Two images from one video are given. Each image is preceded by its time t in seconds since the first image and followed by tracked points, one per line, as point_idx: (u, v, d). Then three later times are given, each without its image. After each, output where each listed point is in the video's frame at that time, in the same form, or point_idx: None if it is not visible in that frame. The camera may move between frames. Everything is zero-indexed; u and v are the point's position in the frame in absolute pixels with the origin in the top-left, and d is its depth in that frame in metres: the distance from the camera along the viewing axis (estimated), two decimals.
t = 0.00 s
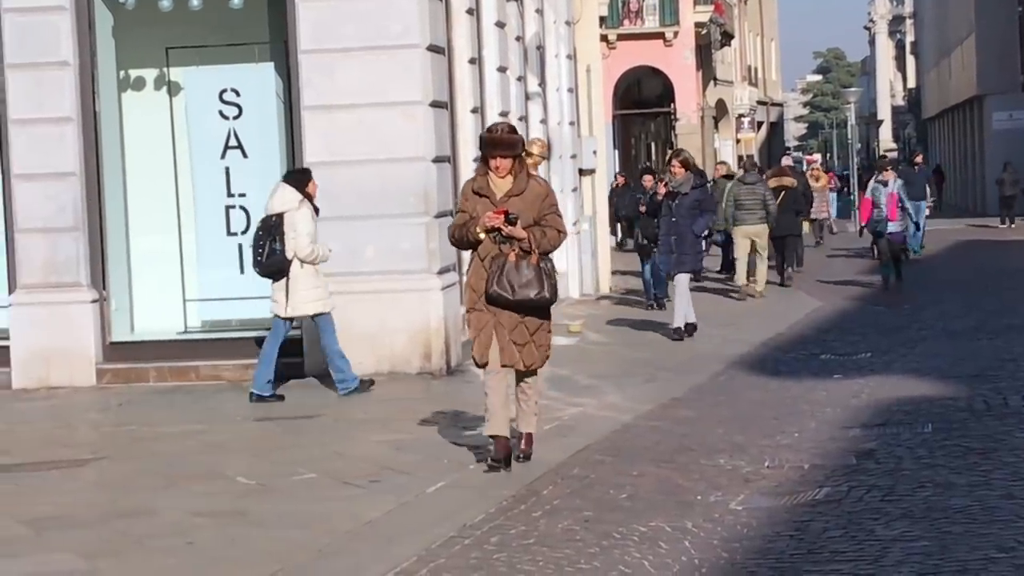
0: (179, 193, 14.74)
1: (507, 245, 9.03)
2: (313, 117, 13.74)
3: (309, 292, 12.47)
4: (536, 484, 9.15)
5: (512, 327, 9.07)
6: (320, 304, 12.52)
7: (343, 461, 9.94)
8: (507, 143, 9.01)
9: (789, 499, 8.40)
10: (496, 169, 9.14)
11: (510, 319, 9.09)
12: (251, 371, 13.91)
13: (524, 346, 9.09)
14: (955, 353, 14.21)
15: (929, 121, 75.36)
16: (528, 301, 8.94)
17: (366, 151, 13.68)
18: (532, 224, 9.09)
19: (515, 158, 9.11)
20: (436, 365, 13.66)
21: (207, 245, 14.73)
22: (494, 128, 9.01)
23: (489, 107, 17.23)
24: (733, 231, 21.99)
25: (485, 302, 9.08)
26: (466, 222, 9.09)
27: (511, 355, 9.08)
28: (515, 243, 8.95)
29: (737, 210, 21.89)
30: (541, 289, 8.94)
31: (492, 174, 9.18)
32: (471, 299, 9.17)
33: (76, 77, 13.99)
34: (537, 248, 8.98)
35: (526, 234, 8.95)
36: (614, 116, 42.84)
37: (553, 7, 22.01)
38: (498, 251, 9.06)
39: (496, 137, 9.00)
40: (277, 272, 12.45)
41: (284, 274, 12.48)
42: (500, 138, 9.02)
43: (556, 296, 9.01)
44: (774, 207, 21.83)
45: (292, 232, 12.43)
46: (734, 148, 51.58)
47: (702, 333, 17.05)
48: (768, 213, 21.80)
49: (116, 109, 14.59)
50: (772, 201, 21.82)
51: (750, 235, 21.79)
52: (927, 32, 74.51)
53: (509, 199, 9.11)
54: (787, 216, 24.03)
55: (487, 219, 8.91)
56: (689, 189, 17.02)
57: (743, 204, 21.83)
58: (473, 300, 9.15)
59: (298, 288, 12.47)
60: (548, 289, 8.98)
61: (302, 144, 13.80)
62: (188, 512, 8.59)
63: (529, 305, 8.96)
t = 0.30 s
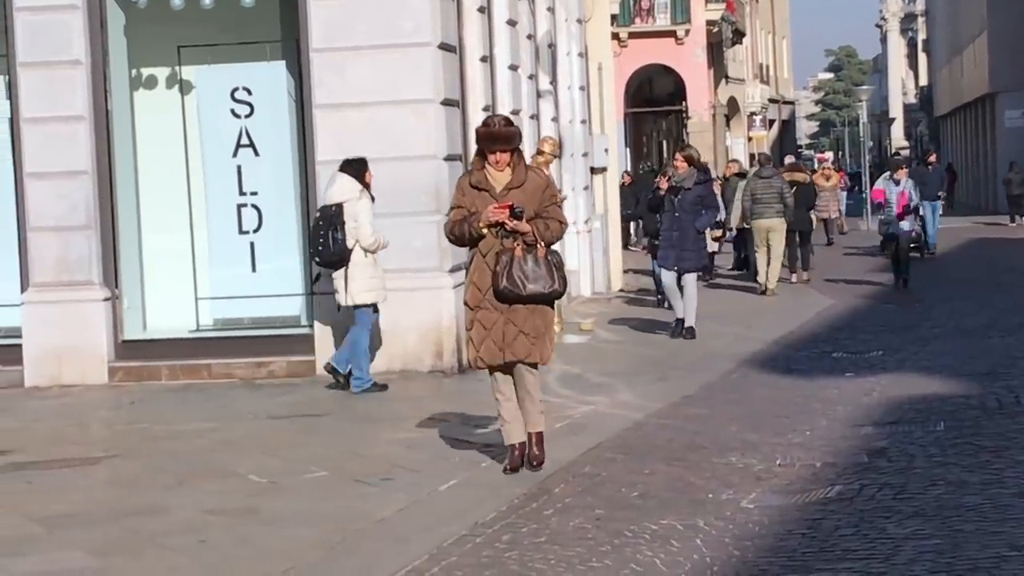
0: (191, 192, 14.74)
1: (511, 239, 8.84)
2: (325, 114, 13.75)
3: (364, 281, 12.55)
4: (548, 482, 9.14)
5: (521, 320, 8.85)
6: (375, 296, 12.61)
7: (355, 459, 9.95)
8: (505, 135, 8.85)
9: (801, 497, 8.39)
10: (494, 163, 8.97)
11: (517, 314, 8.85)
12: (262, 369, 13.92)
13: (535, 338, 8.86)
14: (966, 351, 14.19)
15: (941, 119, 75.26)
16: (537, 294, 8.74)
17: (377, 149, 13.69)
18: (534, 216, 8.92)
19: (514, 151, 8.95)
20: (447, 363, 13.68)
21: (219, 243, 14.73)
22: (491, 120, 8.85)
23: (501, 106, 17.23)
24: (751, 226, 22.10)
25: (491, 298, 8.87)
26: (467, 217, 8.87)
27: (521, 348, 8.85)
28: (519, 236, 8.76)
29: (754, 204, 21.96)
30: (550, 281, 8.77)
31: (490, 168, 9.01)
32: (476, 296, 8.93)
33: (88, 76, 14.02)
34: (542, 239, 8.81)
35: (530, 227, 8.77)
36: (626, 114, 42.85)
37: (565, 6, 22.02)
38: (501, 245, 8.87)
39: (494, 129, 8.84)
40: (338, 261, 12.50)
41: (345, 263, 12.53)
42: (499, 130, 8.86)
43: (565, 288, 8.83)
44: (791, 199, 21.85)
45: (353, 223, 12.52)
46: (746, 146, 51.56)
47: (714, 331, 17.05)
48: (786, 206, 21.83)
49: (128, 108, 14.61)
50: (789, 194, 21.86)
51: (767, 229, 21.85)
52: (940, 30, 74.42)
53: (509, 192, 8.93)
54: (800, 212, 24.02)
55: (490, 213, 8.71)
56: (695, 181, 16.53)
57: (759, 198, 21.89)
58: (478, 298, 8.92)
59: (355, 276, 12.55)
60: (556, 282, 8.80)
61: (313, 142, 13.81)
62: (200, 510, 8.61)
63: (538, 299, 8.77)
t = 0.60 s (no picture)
0: (203, 191, 14.76)
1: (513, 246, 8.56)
2: (338, 113, 13.75)
3: (414, 280, 12.78)
4: (560, 480, 9.15)
5: (520, 329, 8.57)
6: (424, 295, 12.82)
7: (367, 458, 9.95)
8: (511, 139, 8.56)
9: (814, 495, 8.38)
10: (498, 167, 8.68)
11: (516, 322, 8.57)
12: (275, 367, 13.94)
13: (533, 349, 8.57)
14: (979, 349, 14.16)
15: (953, 118, 75.13)
16: (537, 302, 8.47)
17: (388, 148, 13.67)
18: (537, 224, 8.61)
19: (519, 155, 8.66)
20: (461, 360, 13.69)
21: (231, 241, 14.74)
22: (497, 123, 8.56)
23: (512, 104, 17.22)
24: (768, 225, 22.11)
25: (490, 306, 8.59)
26: (469, 222, 8.58)
27: (518, 358, 8.55)
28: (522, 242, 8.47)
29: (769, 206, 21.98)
30: (552, 290, 8.48)
31: (494, 173, 8.73)
32: (474, 304, 8.66)
33: (100, 75, 14.06)
34: (545, 248, 8.53)
35: (532, 233, 8.49)
36: (638, 112, 42.83)
37: (577, 5, 22.01)
38: (502, 252, 8.61)
39: (499, 132, 8.56)
40: (392, 260, 12.65)
41: (399, 262, 12.70)
42: (504, 134, 8.57)
43: (567, 298, 8.54)
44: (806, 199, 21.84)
45: (408, 221, 12.62)
46: (759, 144, 51.53)
47: (725, 330, 17.04)
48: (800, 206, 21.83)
49: (140, 106, 14.64)
50: (804, 194, 21.86)
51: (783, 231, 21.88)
52: (953, 28, 74.23)
53: (513, 197, 8.63)
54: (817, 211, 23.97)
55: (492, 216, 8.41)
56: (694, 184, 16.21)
57: (774, 200, 21.89)
58: (477, 305, 8.65)
59: (406, 275, 12.77)
60: (559, 291, 8.51)
61: (326, 141, 13.82)
62: (214, 508, 8.61)
63: (538, 307, 8.49)
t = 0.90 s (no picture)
0: (215, 190, 14.77)
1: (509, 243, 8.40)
2: (350, 111, 13.75)
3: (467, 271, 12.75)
4: (572, 479, 9.13)
5: (513, 330, 8.45)
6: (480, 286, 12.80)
7: (379, 457, 9.95)
8: (509, 133, 8.43)
9: (826, 494, 8.37)
10: (496, 161, 8.54)
11: (508, 322, 8.45)
12: (287, 366, 13.95)
13: (526, 350, 8.46)
14: (991, 348, 14.11)
15: (966, 116, 74.95)
16: (531, 302, 8.29)
17: (401, 148, 13.68)
18: (533, 220, 8.47)
19: (517, 149, 8.53)
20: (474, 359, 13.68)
21: (243, 240, 14.75)
22: (496, 116, 8.41)
23: (523, 102, 17.21)
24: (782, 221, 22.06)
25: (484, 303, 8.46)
26: (466, 216, 8.45)
27: (510, 360, 8.45)
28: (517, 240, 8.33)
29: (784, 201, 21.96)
30: (544, 289, 8.30)
31: (492, 166, 8.58)
32: (468, 298, 8.49)
33: (112, 74, 14.08)
34: (540, 246, 8.37)
35: (529, 230, 8.33)
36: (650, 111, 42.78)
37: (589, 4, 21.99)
38: (499, 248, 8.44)
39: (497, 125, 8.42)
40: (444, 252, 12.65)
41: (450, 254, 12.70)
42: (503, 127, 8.43)
43: (560, 297, 8.35)
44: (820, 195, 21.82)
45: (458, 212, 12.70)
46: (771, 142, 51.45)
47: (738, 329, 17.01)
48: (815, 201, 21.78)
49: (152, 105, 14.65)
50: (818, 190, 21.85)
51: (799, 225, 21.85)
52: (966, 26, 74.03)
53: (511, 192, 8.49)
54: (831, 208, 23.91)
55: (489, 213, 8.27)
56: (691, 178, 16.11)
57: (789, 194, 21.86)
58: (470, 299, 8.48)
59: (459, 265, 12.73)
60: (553, 290, 8.34)
61: (338, 140, 13.82)
62: (226, 507, 8.62)
63: (532, 307, 8.31)
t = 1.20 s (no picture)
0: (225, 187, 14.77)
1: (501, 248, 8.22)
2: (360, 109, 13.74)
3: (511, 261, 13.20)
4: (582, 477, 9.13)
5: (511, 336, 8.23)
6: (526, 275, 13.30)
7: (388, 454, 9.94)
8: (490, 135, 8.23)
9: (837, 492, 8.36)
10: (480, 166, 8.35)
11: (505, 329, 8.23)
12: (297, 363, 13.96)
13: (525, 357, 8.26)
14: (1002, 345, 14.09)
15: (976, 113, 74.83)
16: (530, 308, 8.13)
17: (410, 146, 13.67)
18: (523, 223, 8.34)
19: (500, 151, 8.33)
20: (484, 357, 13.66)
21: (252, 238, 14.76)
22: (475, 119, 8.23)
23: (532, 99, 17.18)
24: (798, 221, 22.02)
25: (478, 312, 8.25)
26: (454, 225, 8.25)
27: (509, 368, 8.24)
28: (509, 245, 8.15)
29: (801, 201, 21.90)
30: (545, 293, 8.16)
31: (475, 171, 8.40)
32: (461, 309, 8.29)
33: (122, 71, 14.10)
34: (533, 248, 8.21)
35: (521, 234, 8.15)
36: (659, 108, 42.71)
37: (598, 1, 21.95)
38: (491, 255, 8.25)
39: (477, 128, 8.23)
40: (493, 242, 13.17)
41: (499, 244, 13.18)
42: (484, 129, 8.23)
43: (559, 300, 8.22)
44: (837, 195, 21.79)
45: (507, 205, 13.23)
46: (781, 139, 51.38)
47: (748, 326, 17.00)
48: (832, 202, 21.75)
49: (162, 103, 14.66)
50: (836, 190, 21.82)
51: (815, 225, 21.79)
52: (976, 22, 73.87)
53: (498, 196, 8.33)
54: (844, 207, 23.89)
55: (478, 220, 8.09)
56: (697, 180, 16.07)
57: (806, 195, 21.81)
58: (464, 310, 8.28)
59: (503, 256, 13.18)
60: (551, 294, 8.20)
61: (347, 137, 13.82)
62: (235, 504, 8.61)
63: (532, 313, 8.15)
